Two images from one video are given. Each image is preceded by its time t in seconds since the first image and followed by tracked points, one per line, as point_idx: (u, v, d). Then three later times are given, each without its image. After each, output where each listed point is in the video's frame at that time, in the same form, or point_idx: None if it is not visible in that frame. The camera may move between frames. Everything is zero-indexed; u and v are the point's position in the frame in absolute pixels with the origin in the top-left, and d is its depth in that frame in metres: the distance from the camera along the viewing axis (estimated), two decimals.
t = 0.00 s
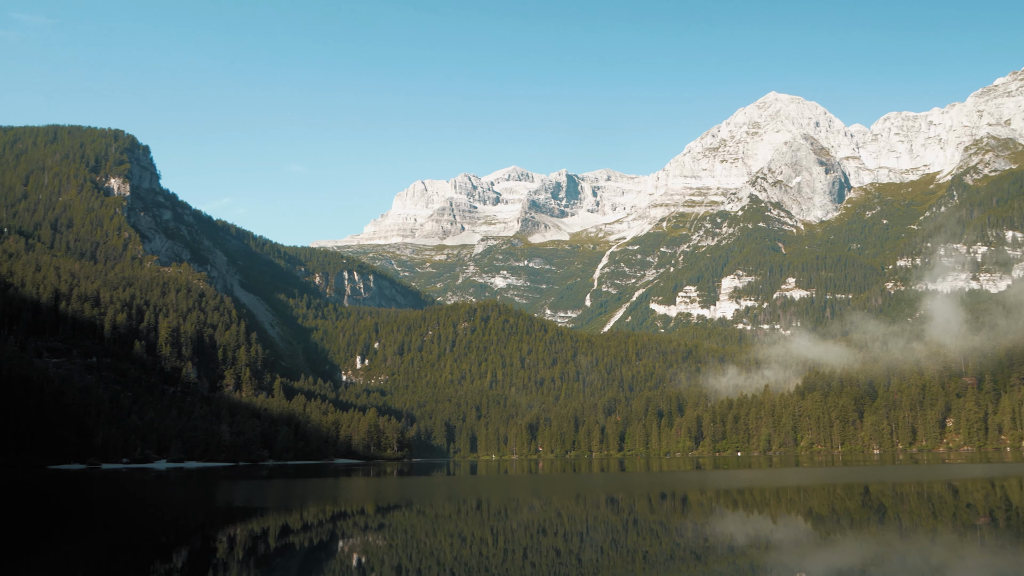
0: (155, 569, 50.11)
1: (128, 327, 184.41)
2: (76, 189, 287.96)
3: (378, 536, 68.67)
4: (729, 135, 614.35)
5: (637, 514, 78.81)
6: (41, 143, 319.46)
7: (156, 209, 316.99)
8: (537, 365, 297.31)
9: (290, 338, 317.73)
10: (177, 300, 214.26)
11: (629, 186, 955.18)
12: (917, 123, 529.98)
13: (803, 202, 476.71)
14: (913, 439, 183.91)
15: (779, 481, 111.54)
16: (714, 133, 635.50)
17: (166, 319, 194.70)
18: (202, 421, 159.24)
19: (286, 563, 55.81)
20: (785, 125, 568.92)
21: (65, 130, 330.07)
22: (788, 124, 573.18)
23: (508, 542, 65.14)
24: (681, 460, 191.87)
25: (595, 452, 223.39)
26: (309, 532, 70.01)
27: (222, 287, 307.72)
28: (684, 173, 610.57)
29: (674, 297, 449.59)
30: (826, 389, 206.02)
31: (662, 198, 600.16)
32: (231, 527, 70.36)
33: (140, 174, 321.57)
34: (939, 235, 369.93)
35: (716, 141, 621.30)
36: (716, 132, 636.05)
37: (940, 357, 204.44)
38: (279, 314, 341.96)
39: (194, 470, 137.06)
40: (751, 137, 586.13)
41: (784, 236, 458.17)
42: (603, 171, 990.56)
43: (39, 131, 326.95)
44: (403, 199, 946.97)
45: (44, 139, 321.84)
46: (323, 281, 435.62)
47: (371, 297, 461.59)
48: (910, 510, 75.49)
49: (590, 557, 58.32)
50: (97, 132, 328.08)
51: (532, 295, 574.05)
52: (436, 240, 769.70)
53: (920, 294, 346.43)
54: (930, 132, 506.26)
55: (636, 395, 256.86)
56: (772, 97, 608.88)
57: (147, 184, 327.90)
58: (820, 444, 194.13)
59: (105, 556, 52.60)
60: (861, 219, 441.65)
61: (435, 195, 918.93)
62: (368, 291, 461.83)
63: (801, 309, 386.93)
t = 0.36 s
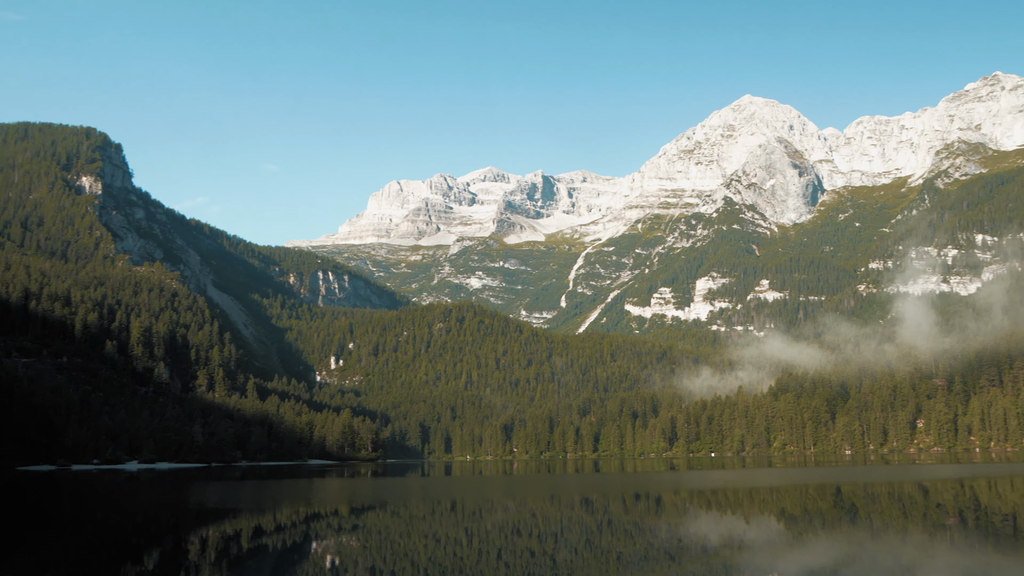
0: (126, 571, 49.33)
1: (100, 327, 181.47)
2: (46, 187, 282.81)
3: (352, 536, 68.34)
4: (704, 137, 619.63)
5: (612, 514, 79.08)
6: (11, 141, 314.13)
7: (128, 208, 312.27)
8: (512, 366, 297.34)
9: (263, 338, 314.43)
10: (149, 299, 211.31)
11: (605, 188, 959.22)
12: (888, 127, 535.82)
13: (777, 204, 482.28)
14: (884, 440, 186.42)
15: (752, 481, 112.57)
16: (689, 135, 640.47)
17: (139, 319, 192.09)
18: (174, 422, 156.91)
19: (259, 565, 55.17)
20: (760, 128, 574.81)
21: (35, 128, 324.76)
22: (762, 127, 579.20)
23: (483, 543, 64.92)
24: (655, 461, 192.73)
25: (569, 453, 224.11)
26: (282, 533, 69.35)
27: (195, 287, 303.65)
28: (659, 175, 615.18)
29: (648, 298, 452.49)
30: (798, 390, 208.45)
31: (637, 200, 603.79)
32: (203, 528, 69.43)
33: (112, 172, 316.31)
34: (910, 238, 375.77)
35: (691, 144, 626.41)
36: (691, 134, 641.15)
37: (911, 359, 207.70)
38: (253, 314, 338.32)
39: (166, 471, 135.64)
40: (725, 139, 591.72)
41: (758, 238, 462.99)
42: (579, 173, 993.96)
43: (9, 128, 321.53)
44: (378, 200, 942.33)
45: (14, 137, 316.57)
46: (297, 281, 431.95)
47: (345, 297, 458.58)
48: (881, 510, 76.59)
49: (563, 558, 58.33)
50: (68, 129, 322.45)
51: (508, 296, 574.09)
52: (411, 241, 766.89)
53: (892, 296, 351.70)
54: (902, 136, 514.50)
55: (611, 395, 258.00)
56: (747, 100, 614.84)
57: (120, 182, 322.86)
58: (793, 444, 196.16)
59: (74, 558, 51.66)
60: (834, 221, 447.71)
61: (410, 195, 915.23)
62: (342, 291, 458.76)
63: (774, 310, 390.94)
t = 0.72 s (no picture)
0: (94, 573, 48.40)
1: (68, 326, 178.06)
2: (13, 183, 276.43)
3: (324, 537, 67.84)
4: (678, 140, 624.44)
5: (585, 515, 79.37)
6: None
7: (99, 206, 306.93)
8: (486, 366, 297.10)
9: (235, 338, 310.65)
10: (119, 298, 207.72)
11: (579, 189, 962.54)
12: (861, 131, 545.15)
13: (750, 207, 487.55)
14: (854, 441, 189.01)
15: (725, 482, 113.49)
16: (663, 137, 645.01)
17: (108, 318, 189.09)
18: (144, 422, 154.46)
19: (230, 566, 54.43)
20: (734, 131, 580.42)
21: (3, 124, 317.50)
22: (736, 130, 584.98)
23: (456, 544, 64.69)
24: (628, 461, 193.72)
25: (543, 453, 224.48)
26: (253, 534, 68.50)
27: (166, 286, 299.26)
28: (634, 177, 619.00)
29: (622, 300, 454.97)
30: (770, 392, 210.62)
31: (612, 201, 606.82)
32: (172, 530, 68.09)
33: (82, 170, 310.73)
34: (881, 242, 381.47)
35: (666, 146, 631.02)
36: (665, 137, 645.68)
37: (882, 361, 210.86)
38: (225, 313, 334.28)
39: (135, 471, 133.69)
40: (700, 142, 596.79)
41: (731, 240, 467.51)
42: (554, 174, 996.42)
43: None
44: (352, 199, 936.48)
45: None
46: (270, 281, 427.60)
47: (318, 297, 454.90)
48: (851, 512, 77.36)
49: (536, 559, 58.34)
50: (37, 125, 315.63)
51: (482, 297, 573.52)
52: (385, 241, 762.95)
53: (862, 298, 356.98)
54: (874, 140, 522.79)
55: (584, 396, 258.81)
56: (721, 104, 620.41)
57: (90, 179, 317.01)
58: (764, 446, 197.82)
59: (39, 559, 50.61)
60: (807, 224, 453.61)
61: (385, 195, 910.66)
62: (315, 291, 454.98)
63: (747, 312, 394.95)
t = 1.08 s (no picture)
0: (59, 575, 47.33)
1: (36, 324, 174.50)
2: None
3: (295, 538, 67.13)
4: (653, 142, 628.75)
5: (557, 516, 79.70)
6: None
7: (68, 202, 301.07)
8: (460, 367, 296.47)
9: (206, 337, 306.47)
10: (88, 296, 203.91)
11: (554, 190, 965.12)
12: (833, 135, 552.20)
13: (724, 209, 492.35)
14: (824, 443, 191.09)
15: (697, 483, 114.23)
16: (638, 140, 648.84)
17: (77, 316, 185.57)
18: (113, 421, 151.84)
19: (198, 567, 53.54)
20: (708, 134, 585.64)
21: None
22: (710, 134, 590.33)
23: (428, 545, 64.34)
24: (600, 462, 194.62)
25: (516, 454, 224.42)
26: (223, 535, 67.49)
27: (136, 284, 294.32)
28: (608, 179, 621.93)
29: (596, 301, 456.80)
30: (742, 394, 212.67)
31: (587, 203, 609.10)
32: (139, 531, 66.75)
33: (51, 166, 304.33)
34: (853, 246, 387.15)
35: (640, 148, 634.91)
36: (640, 139, 649.46)
37: (852, 364, 214.03)
38: (196, 312, 329.68)
39: (103, 471, 131.38)
40: (674, 144, 601.51)
41: (704, 243, 471.60)
42: (529, 174, 997.87)
43: None
44: (326, 198, 929.34)
45: None
46: (242, 280, 422.64)
47: (291, 296, 450.45)
48: (821, 513, 78.27)
49: (508, 560, 58.27)
50: (4, 120, 308.11)
51: (456, 297, 572.11)
52: (359, 240, 757.90)
53: (833, 301, 362.29)
54: (846, 145, 530.31)
55: (557, 397, 259.35)
56: (696, 107, 625.49)
57: (59, 176, 310.59)
58: (736, 447, 199.42)
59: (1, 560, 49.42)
60: (779, 227, 459.06)
61: (359, 194, 904.60)
62: (288, 290, 450.51)
63: (720, 314, 398.67)
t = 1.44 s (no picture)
0: None
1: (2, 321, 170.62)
2: None
3: (265, 539, 66.16)
4: (628, 144, 632.58)
5: (529, 517, 79.77)
6: None
7: (36, 198, 294.78)
8: (433, 367, 295.50)
9: (176, 335, 302.02)
10: (56, 294, 199.72)
11: (529, 191, 967.22)
12: (806, 140, 558.80)
13: (698, 212, 496.89)
14: (795, 445, 192.97)
15: (668, 485, 114.68)
16: (614, 142, 652.14)
17: (44, 314, 181.93)
18: (81, 420, 149.07)
19: (167, 569, 52.49)
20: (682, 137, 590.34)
21: None
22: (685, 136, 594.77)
23: (399, 546, 63.82)
24: (574, 463, 195.73)
25: (488, 456, 224.01)
26: (193, 536, 66.32)
27: (105, 281, 289.36)
28: (584, 180, 624.40)
29: (570, 303, 458.15)
30: (714, 396, 214.43)
31: (562, 204, 611.01)
32: (107, 531, 65.47)
33: (19, 161, 297.39)
34: (824, 249, 392.53)
35: (615, 150, 638.37)
36: (615, 141, 652.81)
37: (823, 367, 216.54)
38: (166, 311, 324.86)
39: (70, 471, 128.47)
40: (649, 147, 605.53)
41: (678, 245, 475.52)
42: (504, 175, 998.86)
43: None
44: (299, 197, 921.58)
45: None
46: (214, 278, 417.40)
47: (263, 295, 445.80)
48: (791, 514, 79.30)
49: (480, 561, 58.06)
50: None
51: (430, 297, 570.05)
52: (332, 239, 752.36)
53: (805, 304, 367.42)
54: (819, 150, 537.47)
55: (531, 399, 259.63)
56: (671, 110, 630.10)
57: (28, 171, 303.78)
58: (707, 449, 201.04)
59: None
60: (752, 231, 464.10)
61: (333, 193, 898.14)
62: (260, 289, 445.66)
63: (693, 316, 402.50)
